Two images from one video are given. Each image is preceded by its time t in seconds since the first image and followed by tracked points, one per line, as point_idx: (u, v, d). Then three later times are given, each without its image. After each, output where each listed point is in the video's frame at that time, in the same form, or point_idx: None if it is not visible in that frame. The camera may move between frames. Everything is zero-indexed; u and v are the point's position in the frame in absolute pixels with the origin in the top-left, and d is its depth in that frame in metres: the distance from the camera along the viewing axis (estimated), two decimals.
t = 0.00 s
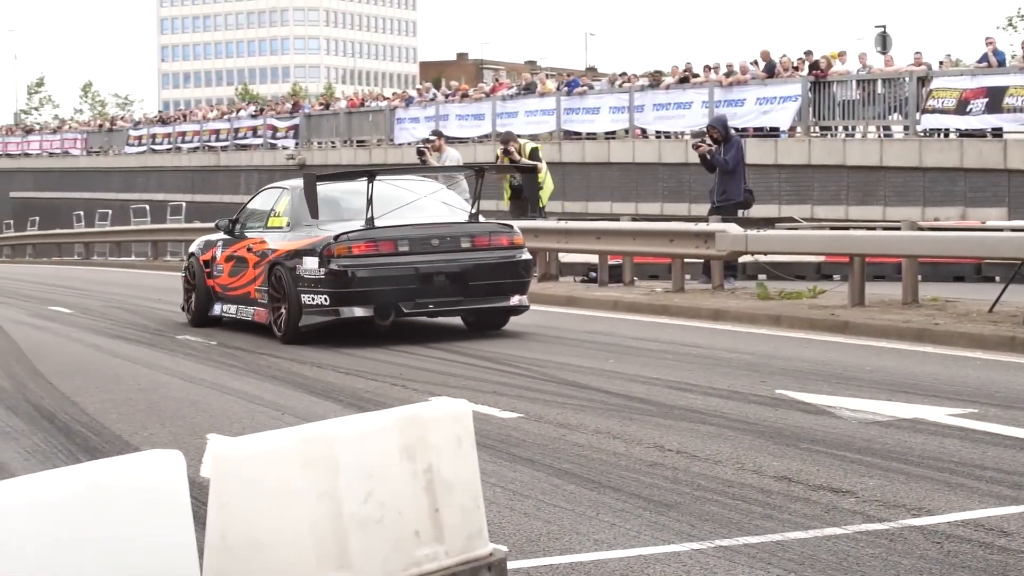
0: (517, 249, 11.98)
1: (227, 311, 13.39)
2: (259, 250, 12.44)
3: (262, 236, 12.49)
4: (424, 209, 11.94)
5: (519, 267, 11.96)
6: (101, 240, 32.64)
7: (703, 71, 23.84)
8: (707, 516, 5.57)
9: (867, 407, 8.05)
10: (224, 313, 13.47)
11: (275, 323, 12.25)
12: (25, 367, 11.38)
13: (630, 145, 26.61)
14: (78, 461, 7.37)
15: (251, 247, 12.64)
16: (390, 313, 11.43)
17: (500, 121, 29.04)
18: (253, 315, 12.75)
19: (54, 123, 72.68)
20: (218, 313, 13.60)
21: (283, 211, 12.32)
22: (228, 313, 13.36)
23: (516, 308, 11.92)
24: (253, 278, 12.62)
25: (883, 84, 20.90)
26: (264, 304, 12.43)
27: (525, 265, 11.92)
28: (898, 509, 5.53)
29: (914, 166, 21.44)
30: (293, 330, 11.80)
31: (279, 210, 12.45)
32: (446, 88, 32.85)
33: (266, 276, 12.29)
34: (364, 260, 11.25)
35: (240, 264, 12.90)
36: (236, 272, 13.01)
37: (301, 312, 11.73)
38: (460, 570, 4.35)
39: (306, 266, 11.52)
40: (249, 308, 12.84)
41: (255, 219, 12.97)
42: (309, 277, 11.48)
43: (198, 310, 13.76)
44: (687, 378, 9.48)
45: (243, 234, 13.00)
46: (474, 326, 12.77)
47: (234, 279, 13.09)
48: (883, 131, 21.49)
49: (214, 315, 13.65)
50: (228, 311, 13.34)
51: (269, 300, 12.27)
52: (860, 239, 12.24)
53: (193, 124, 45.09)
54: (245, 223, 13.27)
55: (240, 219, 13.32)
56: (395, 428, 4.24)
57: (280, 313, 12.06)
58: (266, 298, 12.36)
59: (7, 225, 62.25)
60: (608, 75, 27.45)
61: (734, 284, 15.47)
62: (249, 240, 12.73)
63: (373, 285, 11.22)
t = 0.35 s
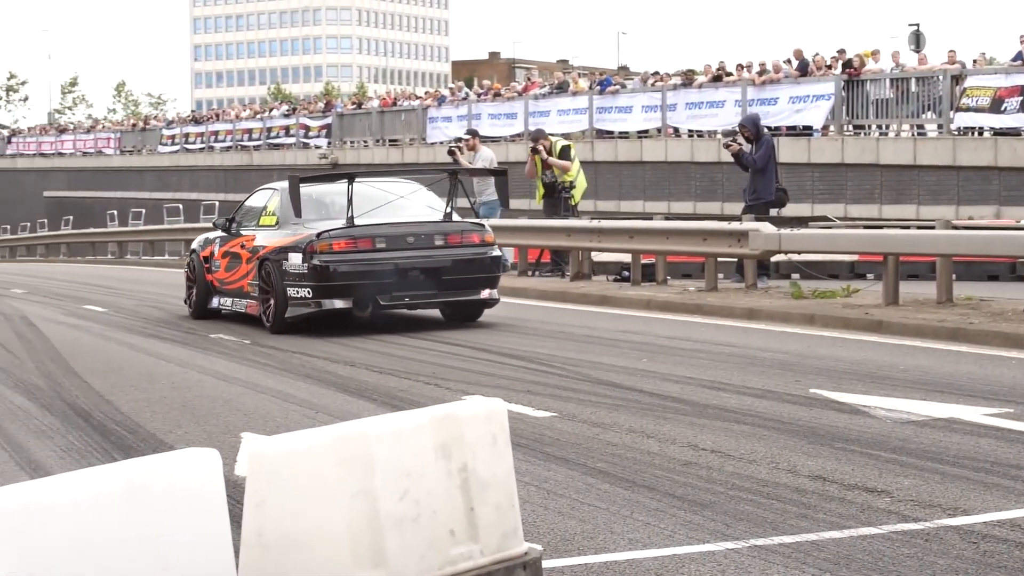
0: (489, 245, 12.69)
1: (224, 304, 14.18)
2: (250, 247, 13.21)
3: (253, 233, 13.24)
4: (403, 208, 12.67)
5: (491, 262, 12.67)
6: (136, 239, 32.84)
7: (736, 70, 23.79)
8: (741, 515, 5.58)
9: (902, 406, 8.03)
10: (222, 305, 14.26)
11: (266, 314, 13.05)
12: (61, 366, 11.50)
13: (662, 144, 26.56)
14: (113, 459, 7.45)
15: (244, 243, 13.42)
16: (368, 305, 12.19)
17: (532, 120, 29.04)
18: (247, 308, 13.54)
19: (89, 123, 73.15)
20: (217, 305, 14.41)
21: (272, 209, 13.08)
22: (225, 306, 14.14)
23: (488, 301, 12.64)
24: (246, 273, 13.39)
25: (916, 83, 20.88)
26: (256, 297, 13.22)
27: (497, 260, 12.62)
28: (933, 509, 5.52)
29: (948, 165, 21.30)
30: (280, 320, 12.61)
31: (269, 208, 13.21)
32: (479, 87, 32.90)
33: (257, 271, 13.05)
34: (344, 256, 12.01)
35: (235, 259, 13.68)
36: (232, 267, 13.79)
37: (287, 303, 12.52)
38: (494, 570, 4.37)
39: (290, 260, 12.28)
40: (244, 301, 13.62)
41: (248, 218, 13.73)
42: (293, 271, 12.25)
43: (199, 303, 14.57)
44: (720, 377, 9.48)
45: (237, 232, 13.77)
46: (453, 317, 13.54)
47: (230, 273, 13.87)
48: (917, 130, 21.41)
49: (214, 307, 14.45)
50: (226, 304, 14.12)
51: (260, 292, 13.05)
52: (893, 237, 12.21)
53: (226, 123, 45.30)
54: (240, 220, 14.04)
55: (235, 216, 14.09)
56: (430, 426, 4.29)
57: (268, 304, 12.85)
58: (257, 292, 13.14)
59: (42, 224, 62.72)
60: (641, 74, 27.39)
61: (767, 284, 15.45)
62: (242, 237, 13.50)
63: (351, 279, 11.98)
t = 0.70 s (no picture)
0: (468, 243, 13.39)
1: (223, 299, 14.98)
2: (245, 245, 13.99)
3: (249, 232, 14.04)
4: (389, 206, 13.43)
5: (469, 259, 13.35)
6: (164, 239, 33.01)
7: (763, 69, 23.71)
8: (770, 515, 5.59)
9: (930, 405, 8.01)
10: (220, 300, 15.07)
11: (259, 307, 13.84)
12: (90, 365, 11.60)
13: (689, 143, 26.51)
14: (143, 458, 7.53)
15: (240, 241, 14.20)
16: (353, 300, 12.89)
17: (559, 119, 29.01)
18: (242, 303, 14.34)
19: (119, 123, 73.59)
20: (215, 299, 15.22)
21: (266, 209, 13.85)
22: (224, 301, 14.94)
23: (466, 295, 13.33)
24: (241, 269, 14.18)
25: (944, 82, 20.79)
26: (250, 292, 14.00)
27: (475, 257, 13.30)
28: (963, 509, 5.52)
29: (977, 164, 21.10)
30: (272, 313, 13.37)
31: (264, 208, 13.99)
32: (506, 88, 32.91)
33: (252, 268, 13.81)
34: (331, 252, 12.69)
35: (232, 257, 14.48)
36: (229, 263, 14.59)
37: (278, 297, 13.26)
38: (524, 569, 4.40)
39: (280, 257, 13.02)
40: (240, 296, 14.42)
41: (246, 217, 14.52)
42: (284, 268, 12.98)
43: (200, 297, 15.38)
44: (748, 377, 9.47)
45: (235, 230, 14.58)
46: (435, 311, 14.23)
47: (227, 269, 14.67)
48: (945, 129, 21.29)
49: (213, 301, 15.26)
50: (224, 299, 14.92)
51: (254, 287, 13.83)
52: (921, 237, 12.16)
53: (254, 123, 45.48)
54: (239, 220, 14.83)
55: (235, 216, 14.88)
56: (459, 426, 4.32)
57: (262, 298, 13.62)
58: (251, 288, 13.92)
59: (71, 222, 63.18)
60: (668, 73, 27.33)
61: (795, 283, 15.42)
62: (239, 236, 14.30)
63: (337, 275, 12.67)
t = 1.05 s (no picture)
0: (449, 241, 14.34)
1: (225, 293, 15.91)
2: (245, 242, 14.95)
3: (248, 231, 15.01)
4: (376, 206, 14.33)
5: (450, 256, 14.29)
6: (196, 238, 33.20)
7: (796, 68, 23.59)
8: (805, 515, 5.60)
9: (965, 406, 7.99)
10: (223, 293, 16.00)
11: (256, 299, 14.83)
12: (124, 364, 11.72)
13: (721, 143, 26.47)
14: (176, 457, 7.60)
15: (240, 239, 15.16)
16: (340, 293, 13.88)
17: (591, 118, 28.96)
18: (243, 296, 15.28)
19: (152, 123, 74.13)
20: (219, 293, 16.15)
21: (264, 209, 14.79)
22: (226, 294, 15.87)
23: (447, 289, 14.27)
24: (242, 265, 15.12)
25: (978, 81, 20.53)
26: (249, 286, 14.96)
27: (455, 254, 14.24)
28: (998, 510, 5.51)
29: (1012, 163, 21.07)
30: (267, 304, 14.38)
31: (262, 209, 14.93)
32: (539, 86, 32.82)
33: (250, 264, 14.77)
34: (319, 249, 13.69)
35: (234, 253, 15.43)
36: (230, 258, 15.53)
37: (272, 290, 14.28)
38: (558, 569, 4.44)
39: (273, 254, 14.03)
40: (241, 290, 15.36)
41: (246, 217, 15.49)
42: (276, 264, 13.99)
43: (204, 291, 16.32)
44: (782, 377, 9.47)
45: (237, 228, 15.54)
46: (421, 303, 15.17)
47: (229, 265, 15.63)
48: (979, 129, 21.19)
49: (216, 295, 16.19)
50: (226, 293, 15.86)
51: (252, 281, 14.79)
52: (955, 237, 12.12)
53: (286, 123, 45.69)
54: (241, 219, 15.76)
55: (237, 215, 15.82)
56: (494, 426, 4.36)
57: (258, 291, 14.61)
58: (250, 282, 14.88)
59: (104, 222, 63.72)
60: (700, 72, 27.27)
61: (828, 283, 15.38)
62: (239, 234, 15.25)
63: (325, 270, 13.67)
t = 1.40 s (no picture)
0: (436, 238, 15.14)
1: (231, 289, 16.66)
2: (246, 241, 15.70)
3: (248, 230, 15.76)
4: (368, 206, 15.19)
5: (437, 252, 15.10)
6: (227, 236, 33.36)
7: (827, 68, 23.57)
8: (837, 516, 5.61)
9: (997, 407, 7.97)
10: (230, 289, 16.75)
11: (257, 295, 15.60)
12: (156, 363, 11.84)
13: (752, 143, 26.45)
14: (208, 456, 7.66)
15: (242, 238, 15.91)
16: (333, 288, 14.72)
17: (621, 118, 28.90)
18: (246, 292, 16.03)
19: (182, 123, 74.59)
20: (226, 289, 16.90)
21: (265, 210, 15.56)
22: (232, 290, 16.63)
23: (434, 284, 15.07)
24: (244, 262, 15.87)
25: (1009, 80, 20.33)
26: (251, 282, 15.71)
27: (442, 251, 15.04)
28: None
29: None
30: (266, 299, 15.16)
31: (262, 210, 15.70)
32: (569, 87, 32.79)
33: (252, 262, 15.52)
34: (314, 246, 14.51)
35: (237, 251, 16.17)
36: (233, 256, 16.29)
37: (270, 285, 15.07)
38: (591, 569, 4.47)
39: (271, 251, 14.82)
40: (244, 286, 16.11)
41: (247, 218, 16.24)
42: (274, 260, 14.79)
43: (212, 287, 17.08)
44: (813, 377, 9.47)
45: (239, 228, 16.28)
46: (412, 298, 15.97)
47: (233, 262, 16.38)
48: (1010, 129, 21.03)
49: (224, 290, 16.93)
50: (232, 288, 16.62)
51: (253, 278, 15.55)
52: (986, 237, 12.07)
53: (316, 123, 45.87)
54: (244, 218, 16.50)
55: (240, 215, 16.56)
56: (528, 425, 4.40)
57: (259, 287, 15.38)
58: (252, 279, 15.65)
59: (135, 221, 64.18)
60: (731, 72, 27.25)
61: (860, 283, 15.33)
62: (242, 233, 16.00)
63: (319, 266, 14.50)
